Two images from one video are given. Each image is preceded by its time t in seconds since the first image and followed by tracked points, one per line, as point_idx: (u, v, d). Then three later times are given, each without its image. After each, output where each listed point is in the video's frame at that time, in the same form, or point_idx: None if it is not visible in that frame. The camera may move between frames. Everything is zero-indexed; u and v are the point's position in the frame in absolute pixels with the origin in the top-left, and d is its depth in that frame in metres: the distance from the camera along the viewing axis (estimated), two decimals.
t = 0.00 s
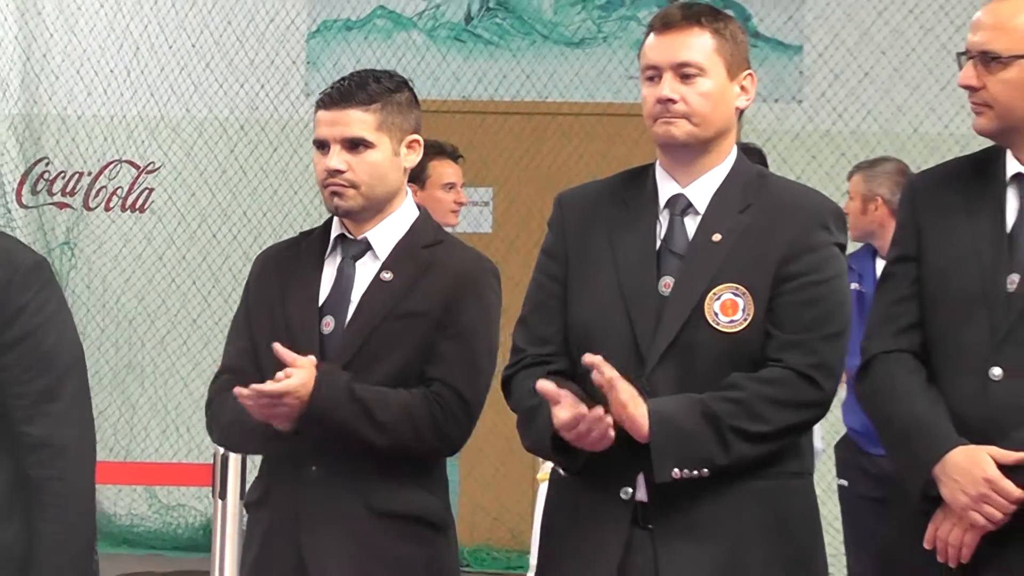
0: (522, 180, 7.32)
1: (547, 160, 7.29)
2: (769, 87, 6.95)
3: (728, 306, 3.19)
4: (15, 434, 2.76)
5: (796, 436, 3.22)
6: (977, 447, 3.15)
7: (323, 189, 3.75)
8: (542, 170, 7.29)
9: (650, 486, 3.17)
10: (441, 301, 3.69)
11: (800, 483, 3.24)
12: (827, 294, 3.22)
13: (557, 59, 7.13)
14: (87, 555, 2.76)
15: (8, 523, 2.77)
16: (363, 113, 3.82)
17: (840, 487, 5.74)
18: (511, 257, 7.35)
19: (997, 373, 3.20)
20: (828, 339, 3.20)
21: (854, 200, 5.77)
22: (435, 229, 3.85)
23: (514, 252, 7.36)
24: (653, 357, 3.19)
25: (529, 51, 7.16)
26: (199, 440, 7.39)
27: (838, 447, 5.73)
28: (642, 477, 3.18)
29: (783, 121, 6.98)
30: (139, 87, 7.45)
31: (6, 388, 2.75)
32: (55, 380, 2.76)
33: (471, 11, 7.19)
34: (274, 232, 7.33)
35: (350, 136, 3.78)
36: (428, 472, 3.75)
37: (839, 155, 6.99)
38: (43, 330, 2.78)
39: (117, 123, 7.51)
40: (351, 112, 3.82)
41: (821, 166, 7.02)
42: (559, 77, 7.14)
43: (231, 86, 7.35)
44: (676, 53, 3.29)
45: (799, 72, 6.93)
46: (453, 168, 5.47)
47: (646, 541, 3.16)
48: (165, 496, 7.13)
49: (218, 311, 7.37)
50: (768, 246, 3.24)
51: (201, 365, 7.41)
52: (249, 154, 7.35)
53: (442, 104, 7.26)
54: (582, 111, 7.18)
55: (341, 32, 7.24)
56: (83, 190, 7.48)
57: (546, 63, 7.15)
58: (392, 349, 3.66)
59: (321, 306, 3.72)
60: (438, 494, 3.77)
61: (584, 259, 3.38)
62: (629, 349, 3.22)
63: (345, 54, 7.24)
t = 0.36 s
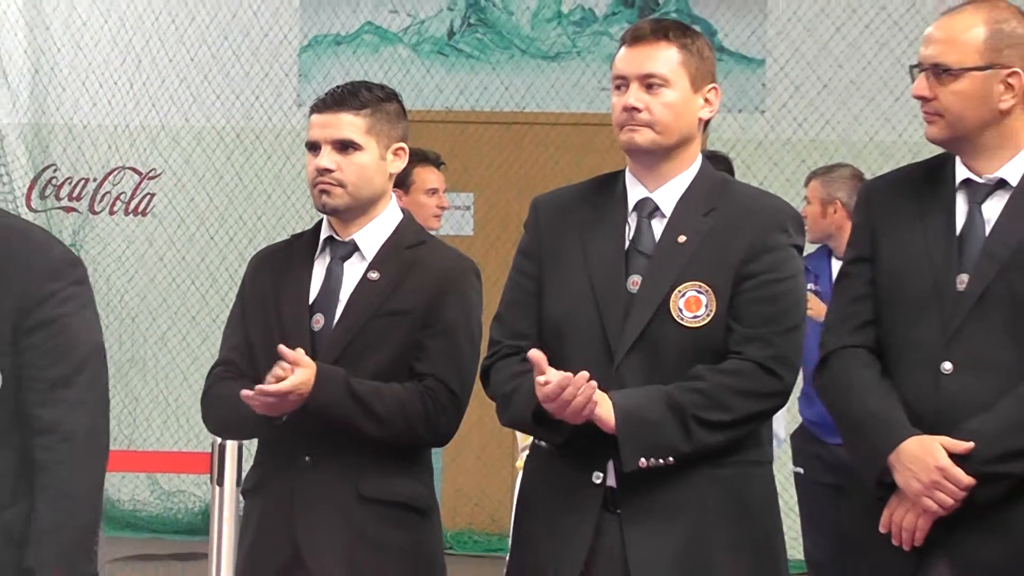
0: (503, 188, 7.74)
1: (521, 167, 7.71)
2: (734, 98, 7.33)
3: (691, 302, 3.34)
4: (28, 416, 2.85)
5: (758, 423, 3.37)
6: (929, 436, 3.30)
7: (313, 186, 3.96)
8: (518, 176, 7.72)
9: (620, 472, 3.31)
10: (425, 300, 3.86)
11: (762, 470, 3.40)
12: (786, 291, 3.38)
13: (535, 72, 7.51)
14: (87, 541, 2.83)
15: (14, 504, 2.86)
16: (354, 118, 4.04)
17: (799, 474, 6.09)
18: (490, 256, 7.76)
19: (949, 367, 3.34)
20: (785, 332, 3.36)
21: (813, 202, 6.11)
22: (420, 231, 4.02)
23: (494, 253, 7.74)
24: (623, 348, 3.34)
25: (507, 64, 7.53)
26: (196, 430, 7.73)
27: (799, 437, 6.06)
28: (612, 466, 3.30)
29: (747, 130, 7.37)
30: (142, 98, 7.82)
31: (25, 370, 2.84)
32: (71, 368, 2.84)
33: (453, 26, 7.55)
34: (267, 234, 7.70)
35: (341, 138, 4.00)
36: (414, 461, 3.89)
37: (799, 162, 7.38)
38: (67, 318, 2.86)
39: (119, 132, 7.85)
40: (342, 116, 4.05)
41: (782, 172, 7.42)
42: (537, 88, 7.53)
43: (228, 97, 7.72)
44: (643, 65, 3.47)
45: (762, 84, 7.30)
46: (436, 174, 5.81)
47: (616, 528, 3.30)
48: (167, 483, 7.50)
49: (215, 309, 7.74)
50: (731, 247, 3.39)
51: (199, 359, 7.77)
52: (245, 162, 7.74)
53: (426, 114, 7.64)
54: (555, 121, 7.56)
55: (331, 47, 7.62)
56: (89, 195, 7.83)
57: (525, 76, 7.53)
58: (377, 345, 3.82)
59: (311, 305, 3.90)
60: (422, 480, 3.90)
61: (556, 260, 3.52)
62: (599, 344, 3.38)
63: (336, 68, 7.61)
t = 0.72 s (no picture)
0: (512, 194, 8.15)
1: (528, 175, 8.13)
2: (727, 110, 7.78)
3: (688, 302, 3.39)
4: (99, 400, 3.32)
5: (751, 418, 3.42)
6: (911, 428, 3.38)
7: (332, 192, 4.13)
8: (525, 184, 8.14)
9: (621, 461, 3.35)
10: (437, 299, 4.03)
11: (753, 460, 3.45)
12: (779, 292, 3.43)
13: (541, 84, 7.94)
14: (144, 517, 3.26)
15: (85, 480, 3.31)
16: (372, 128, 4.20)
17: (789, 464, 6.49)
18: (499, 259, 8.21)
19: (931, 363, 3.41)
20: (780, 331, 3.41)
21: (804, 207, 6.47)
22: (432, 235, 4.20)
23: (502, 256, 8.17)
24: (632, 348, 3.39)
25: (515, 77, 7.96)
26: (223, 422, 8.08)
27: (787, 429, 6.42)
28: (614, 456, 3.35)
29: (741, 139, 7.80)
30: (172, 109, 8.22)
31: (95, 357, 3.32)
32: (138, 359, 3.34)
33: (464, 42, 7.97)
34: (290, 237, 8.11)
35: (358, 147, 4.16)
36: (426, 449, 4.07)
37: (789, 169, 7.80)
38: (132, 314, 3.36)
39: (151, 141, 8.27)
40: (360, 126, 4.20)
41: (774, 178, 7.84)
42: (543, 100, 7.95)
43: (253, 108, 8.13)
44: (639, 78, 3.51)
45: (754, 96, 7.74)
46: (448, 182, 6.20)
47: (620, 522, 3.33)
48: (195, 471, 7.91)
49: (241, 309, 8.14)
50: (725, 247, 3.44)
51: (226, 356, 8.15)
52: (269, 169, 8.14)
53: (438, 124, 8.09)
54: (559, 131, 7.99)
55: (349, 61, 8.04)
56: (122, 200, 8.27)
57: (532, 90, 7.95)
58: (391, 343, 4.01)
59: (330, 304, 4.07)
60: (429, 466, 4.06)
61: (561, 262, 3.57)
62: (602, 342, 3.43)
63: (354, 82, 8.03)
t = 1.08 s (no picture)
0: (524, 201, 8.74)
1: (540, 182, 8.70)
2: (727, 121, 8.38)
3: (692, 302, 3.48)
4: (156, 376, 3.65)
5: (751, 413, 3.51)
6: (901, 421, 3.41)
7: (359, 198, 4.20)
8: (536, 191, 8.71)
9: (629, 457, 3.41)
10: (451, 299, 4.10)
11: (753, 453, 3.54)
12: (777, 292, 3.53)
13: (550, 96, 8.54)
14: (205, 481, 3.63)
15: (150, 447, 3.64)
16: (398, 137, 4.27)
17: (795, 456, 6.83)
18: (512, 261, 8.78)
19: (919, 361, 3.45)
20: (776, 329, 3.51)
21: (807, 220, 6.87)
22: (446, 239, 4.27)
23: (514, 258, 8.77)
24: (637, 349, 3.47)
25: (527, 90, 8.57)
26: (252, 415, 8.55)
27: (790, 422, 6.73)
28: (621, 448, 3.41)
29: (739, 150, 8.43)
30: (203, 120, 8.73)
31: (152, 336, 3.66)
32: (187, 337, 3.67)
33: (479, 58, 8.56)
34: (316, 242, 8.69)
35: (385, 154, 4.22)
36: (443, 441, 4.13)
37: (784, 177, 8.44)
38: (179, 296, 3.72)
39: (183, 151, 8.78)
40: (384, 135, 4.26)
41: (771, 184, 8.46)
42: (553, 111, 8.55)
43: (280, 120, 8.69)
44: (649, 91, 3.59)
45: (753, 108, 8.37)
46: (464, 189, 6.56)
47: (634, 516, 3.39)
48: (226, 462, 8.31)
49: (269, 309, 8.72)
50: (725, 249, 3.54)
51: (255, 352, 8.69)
52: (295, 177, 8.72)
53: (455, 134, 8.66)
54: (569, 140, 8.57)
55: (370, 75, 8.61)
56: (156, 206, 8.77)
57: (544, 102, 8.55)
58: (408, 341, 4.07)
59: (351, 304, 4.14)
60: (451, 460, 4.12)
61: (569, 264, 3.66)
62: (608, 342, 3.51)
63: (375, 95, 8.61)
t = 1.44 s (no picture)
0: (524, 206, 9.36)
1: (540, 188, 9.30)
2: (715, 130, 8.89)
3: (685, 300, 3.49)
4: (195, 357, 3.83)
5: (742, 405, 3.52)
6: (879, 414, 3.50)
7: (376, 206, 4.14)
8: (535, 196, 9.31)
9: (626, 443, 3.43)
10: (454, 296, 4.05)
11: (744, 441, 3.54)
12: (766, 292, 3.54)
13: (548, 107, 9.13)
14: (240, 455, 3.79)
15: (186, 424, 3.83)
16: (415, 148, 4.20)
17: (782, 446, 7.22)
18: (513, 261, 9.40)
19: (896, 357, 3.55)
20: (767, 326, 3.53)
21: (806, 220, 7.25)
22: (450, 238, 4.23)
23: (515, 259, 9.39)
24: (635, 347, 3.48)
25: (527, 100, 9.15)
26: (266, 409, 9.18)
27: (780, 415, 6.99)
28: (618, 438, 3.43)
29: (727, 159, 8.94)
30: (220, 130, 9.41)
31: (189, 320, 3.84)
32: (220, 323, 3.85)
33: (482, 70, 9.15)
34: (327, 244, 9.33)
35: (403, 165, 4.17)
36: (450, 432, 4.07)
37: (770, 183, 8.94)
38: (215, 282, 3.89)
39: (202, 158, 9.47)
40: (402, 145, 4.19)
41: (754, 189, 8.96)
42: (551, 121, 9.13)
43: (293, 129, 9.34)
44: (655, 100, 3.59)
45: (739, 118, 8.88)
46: (470, 198, 6.96)
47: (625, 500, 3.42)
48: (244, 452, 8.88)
49: (283, 306, 9.38)
50: (717, 249, 3.54)
51: (270, 347, 9.38)
52: (307, 182, 9.34)
53: (460, 143, 9.26)
54: (567, 148, 9.16)
55: (379, 87, 9.23)
56: (177, 211, 9.50)
57: (542, 113, 9.14)
58: (415, 338, 4.03)
59: (362, 303, 4.12)
60: (458, 451, 4.07)
61: (567, 261, 3.66)
62: (605, 339, 3.52)
63: (384, 106, 9.24)
